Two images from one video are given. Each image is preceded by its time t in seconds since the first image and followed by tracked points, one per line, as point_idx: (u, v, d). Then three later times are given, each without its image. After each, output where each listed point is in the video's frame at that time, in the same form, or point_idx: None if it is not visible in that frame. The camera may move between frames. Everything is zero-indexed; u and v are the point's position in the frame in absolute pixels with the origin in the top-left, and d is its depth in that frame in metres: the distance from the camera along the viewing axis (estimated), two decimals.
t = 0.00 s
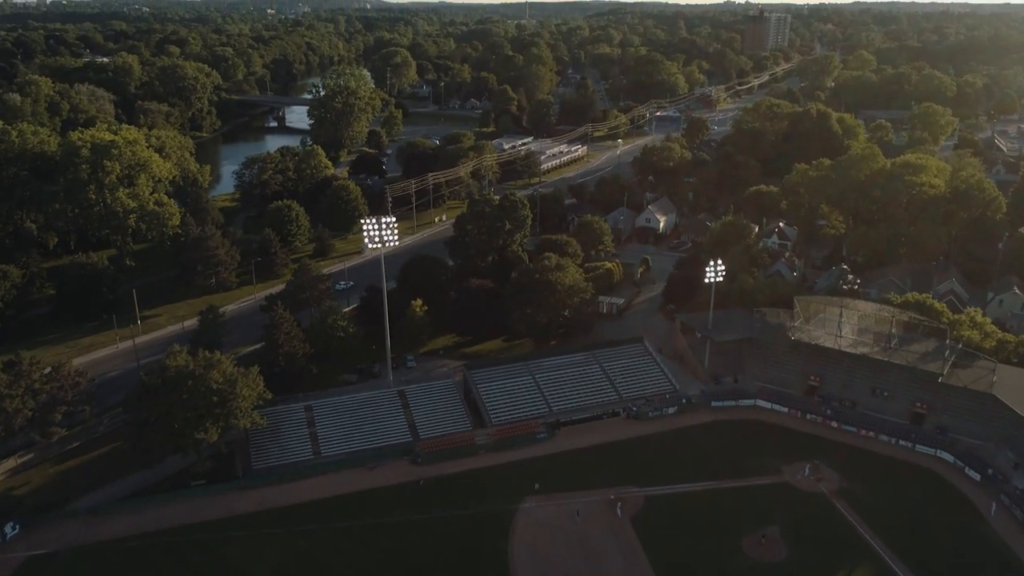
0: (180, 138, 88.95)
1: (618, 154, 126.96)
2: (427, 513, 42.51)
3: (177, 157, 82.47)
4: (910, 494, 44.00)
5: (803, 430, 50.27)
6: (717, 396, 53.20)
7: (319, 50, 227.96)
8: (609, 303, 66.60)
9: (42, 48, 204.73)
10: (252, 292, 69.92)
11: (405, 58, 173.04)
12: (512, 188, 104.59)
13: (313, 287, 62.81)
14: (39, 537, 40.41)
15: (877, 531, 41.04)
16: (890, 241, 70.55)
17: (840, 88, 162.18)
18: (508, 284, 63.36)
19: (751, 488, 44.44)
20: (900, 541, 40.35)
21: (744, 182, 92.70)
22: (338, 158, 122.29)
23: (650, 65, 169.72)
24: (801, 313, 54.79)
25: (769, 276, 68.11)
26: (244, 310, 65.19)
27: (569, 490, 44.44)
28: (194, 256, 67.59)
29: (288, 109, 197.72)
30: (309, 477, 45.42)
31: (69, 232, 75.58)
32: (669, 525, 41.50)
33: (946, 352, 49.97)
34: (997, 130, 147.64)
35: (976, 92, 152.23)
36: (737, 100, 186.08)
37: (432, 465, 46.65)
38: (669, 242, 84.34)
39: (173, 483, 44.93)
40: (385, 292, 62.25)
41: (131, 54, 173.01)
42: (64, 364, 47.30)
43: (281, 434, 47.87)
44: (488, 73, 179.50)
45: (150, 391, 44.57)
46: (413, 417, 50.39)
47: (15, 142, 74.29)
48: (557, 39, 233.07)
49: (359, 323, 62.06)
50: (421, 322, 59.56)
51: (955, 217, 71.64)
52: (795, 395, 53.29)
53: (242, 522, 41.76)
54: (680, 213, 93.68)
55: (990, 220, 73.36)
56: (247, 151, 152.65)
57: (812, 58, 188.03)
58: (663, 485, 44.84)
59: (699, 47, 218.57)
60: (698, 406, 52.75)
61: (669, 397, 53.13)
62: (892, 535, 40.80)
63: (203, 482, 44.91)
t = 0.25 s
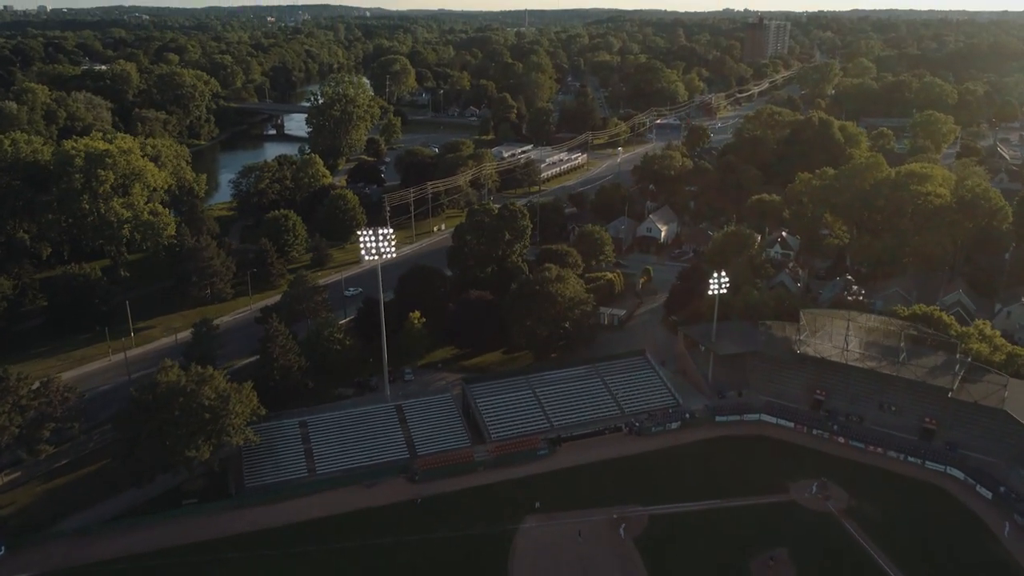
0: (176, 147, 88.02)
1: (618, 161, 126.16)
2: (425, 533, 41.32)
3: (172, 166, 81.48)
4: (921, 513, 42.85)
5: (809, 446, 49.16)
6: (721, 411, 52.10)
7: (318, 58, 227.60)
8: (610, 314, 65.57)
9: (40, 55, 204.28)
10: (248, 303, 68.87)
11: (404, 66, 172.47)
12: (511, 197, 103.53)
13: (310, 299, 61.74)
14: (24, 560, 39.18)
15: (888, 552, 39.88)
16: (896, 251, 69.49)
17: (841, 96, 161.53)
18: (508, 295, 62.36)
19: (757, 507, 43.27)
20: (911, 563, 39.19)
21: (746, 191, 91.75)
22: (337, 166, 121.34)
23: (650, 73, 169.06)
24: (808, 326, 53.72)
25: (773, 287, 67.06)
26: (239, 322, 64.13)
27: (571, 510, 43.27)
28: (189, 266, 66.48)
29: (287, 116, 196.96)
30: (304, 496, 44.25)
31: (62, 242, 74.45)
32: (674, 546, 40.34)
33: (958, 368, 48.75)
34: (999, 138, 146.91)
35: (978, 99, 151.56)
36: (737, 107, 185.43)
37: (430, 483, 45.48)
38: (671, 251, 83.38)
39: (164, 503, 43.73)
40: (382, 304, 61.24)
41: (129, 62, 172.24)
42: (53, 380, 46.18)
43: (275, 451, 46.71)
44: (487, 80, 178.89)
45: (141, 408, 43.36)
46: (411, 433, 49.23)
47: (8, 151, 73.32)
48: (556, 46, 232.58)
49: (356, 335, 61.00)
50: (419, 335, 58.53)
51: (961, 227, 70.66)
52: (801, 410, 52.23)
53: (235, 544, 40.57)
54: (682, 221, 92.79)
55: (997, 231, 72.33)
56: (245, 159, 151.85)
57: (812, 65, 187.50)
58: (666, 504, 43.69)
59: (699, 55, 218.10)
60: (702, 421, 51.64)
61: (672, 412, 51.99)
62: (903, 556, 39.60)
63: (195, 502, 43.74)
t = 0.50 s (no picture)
0: (172, 155, 87.08)
1: (619, 169, 125.36)
2: (422, 554, 40.13)
3: (168, 174, 80.50)
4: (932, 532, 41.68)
5: (816, 462, 48.02)
6: (725, 425, 51.05)
7: (317, 66, 227.23)
8: (611, 325, 64.54)
9: (38, 63, 203.77)
10: (243, 314, 67.78)
11: (403, 73, 171.93)
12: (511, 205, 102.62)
13: (306, 310, 60.69)
14: None
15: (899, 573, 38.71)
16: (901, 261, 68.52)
17: (842, 103, 161.01)
18: (508, 307, 61.32)
19: (764, 526, 42.11)
20: None
21: (748, 199, 90.90)
22: (335, 174, 120.43)
23: (650, 80, 168.44)
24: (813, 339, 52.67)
25: (777, 298, 66.11)
26: (234, 333, 63.08)
27: (572, 529, 42.10)
28: (183, 277, 65.44)
29: (286, 124, 196.24)
30: (298, 515, 43.08)
31: (55, 252, 73.38)
32: (679, 567, 39.16)
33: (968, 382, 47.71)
34: (1001, 146, 146.23)
35: (978, 107, 151.01)
36: (737, 115, 184.90)
37: (428, 500, 44.34)
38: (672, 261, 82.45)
39: (153, 522, 42.54)
40: (380, 316, 60.18)
41: (127, 69, 171.53)
42: (42, 395, 45.04)
43: (269, 468, 45.54)
44: (487, 88, 178.38)
45: (131, 424, 42.21)
46: (408, 449, 48.08)
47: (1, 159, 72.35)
48: (556, 54, 232.25)
49: (353, 348, 59.91)
50: (417, 347, 57.46)
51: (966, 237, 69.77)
52: (807, 424, 51.13)
53: (226, 565, 39.38)
54: (683, 230, 91.91)
55: (1003, 241, 71.38)
56: (243, 167, 151.01)
57: (812, 72, 187.11)
58: (670, 523, 42.52)
59: (699, 62, 217.72)
60: (705, 436, 50.52)
61: (675, 427, 50.87)
62: None
63: (187, 520, 42.56)
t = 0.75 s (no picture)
0: (168, 163, 86.10)
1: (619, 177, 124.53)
2: None
3: (164, 183, 79.49)
4: (944, 552, 40.52)
5: (823, 479, 46.89)
6: (729, 440, 49.95)
7: (316, 73, 226.70)
8: (613, 337, 63.49)
9: (37, 71, 203.10)
10: (239, 326, 66.71)
11: (403, 81, 171.33)
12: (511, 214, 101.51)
13: (302, 322, 59.62)
14: None
15: None
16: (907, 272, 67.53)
17: (842, 111, 160.36)
18: (508, 318, 60.25)
19: (771, 546, 40.95)
20: None
21: (750, 208, 89.98)
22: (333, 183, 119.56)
23: (651, 87, 167.79)
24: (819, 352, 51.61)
25: (781, 309, 65.02)
26: (229, 345, 62.01)
27: (574, 549, 40.92)
28: (178, 287, 64.39)
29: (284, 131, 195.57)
30: (292, 535, 41.92)
31: (49, 262, 72.31)
32: None
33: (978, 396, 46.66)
34: (1003, 153, 145.45)
35: (980, 114, 150.31)
36: (738, 122, 184.27)
37: (425, 518, 43.21)
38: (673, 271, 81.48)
39: (143, 542, 41.37)
40: (377, 328, 59.11)
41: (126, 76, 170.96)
42: (30, 411, 43.92)
43: (262, 486, 44.40)
44: (486, 95, 177.74)
45: (120, 442, 41.06)
46: (405, 466, 46.94)
47: None
48: (555, 61, 231.81)
49: (350, 361, 58.82)
50: (415, 360, 56.36)
51: (972, 248, 68.80)
52: (813, 439, 50.03)
53: None
54: (684, 239, 90.98)
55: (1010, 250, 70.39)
56: (241, 174, 150.13)
57: (813, 80, 186.54)
58: (674, 543, 41.36)
59: (699, 69, 217.32)
60: (710, 452, 49.39)
61: (679, 442, 49.75)
62: None
63: (177, 541, 41.39)
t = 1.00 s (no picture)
0: (164, 171, 85.07)
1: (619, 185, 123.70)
2: None
3: (159, 191, 78.42)
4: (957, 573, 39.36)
5: (831, 496, 45.75)
6: (734, 456, 48.81)
7: (315, 80, 226.16)
8: (614, 349, 62.41)
9: (35, 78, 202.31)
10: (233, 337, 65.58)
11: (401, 88, 170.66)
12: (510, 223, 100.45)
13: (297, 334, 58.51)
14: None
15: None
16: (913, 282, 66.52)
17: (843, 118, 159.72)
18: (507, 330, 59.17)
19: (778, 567, 39.77)
20: None
21: (752, 217, 89.04)
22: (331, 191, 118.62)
23: (650, 95, 167.12)
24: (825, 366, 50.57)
25: (785, 320, 63.94)
26: (224, 357, 60.89)
27: (576, 570, 39.72)
28: (172, 298, 63.24)
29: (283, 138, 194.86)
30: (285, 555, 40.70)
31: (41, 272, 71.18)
32: None
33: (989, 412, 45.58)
34: (1005, 161, 144.73)
35: (982, 122, 149.63)
36: (737, 130, 183.63)
37: (423, 538, 42.00)
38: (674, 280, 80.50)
39: (131, 562, 40.13)
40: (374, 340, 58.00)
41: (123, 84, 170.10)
42: (16, 427, 42.75)
43: (255, 504, 43.24)
44: (485, 103, 177.08)
45: (108, 460, 39.87)
46: (402, 483, 45.79)
47: None
48: (554, 68, 231.37)
49: (346, 373, 57.68)
50: (412, 373, 55.23)
51: (978, 258, 67.76)
52: (819, 455, 48.95)
53: None
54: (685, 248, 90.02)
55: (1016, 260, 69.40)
56: (239, 182, 149.25)
57: (812, 87, 186.05)
58: (679, 564, 40.18)
59: (698, 77, 216.88)
60: (714, 468, 48.23)
61: (682, 458, 48.63)
62: None
63: (167, 561, 40.16)
